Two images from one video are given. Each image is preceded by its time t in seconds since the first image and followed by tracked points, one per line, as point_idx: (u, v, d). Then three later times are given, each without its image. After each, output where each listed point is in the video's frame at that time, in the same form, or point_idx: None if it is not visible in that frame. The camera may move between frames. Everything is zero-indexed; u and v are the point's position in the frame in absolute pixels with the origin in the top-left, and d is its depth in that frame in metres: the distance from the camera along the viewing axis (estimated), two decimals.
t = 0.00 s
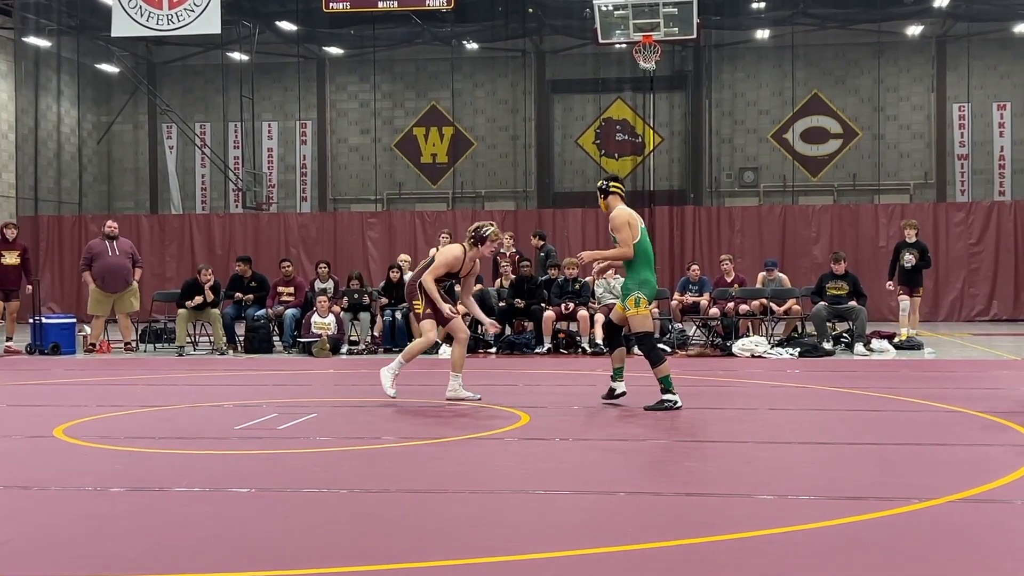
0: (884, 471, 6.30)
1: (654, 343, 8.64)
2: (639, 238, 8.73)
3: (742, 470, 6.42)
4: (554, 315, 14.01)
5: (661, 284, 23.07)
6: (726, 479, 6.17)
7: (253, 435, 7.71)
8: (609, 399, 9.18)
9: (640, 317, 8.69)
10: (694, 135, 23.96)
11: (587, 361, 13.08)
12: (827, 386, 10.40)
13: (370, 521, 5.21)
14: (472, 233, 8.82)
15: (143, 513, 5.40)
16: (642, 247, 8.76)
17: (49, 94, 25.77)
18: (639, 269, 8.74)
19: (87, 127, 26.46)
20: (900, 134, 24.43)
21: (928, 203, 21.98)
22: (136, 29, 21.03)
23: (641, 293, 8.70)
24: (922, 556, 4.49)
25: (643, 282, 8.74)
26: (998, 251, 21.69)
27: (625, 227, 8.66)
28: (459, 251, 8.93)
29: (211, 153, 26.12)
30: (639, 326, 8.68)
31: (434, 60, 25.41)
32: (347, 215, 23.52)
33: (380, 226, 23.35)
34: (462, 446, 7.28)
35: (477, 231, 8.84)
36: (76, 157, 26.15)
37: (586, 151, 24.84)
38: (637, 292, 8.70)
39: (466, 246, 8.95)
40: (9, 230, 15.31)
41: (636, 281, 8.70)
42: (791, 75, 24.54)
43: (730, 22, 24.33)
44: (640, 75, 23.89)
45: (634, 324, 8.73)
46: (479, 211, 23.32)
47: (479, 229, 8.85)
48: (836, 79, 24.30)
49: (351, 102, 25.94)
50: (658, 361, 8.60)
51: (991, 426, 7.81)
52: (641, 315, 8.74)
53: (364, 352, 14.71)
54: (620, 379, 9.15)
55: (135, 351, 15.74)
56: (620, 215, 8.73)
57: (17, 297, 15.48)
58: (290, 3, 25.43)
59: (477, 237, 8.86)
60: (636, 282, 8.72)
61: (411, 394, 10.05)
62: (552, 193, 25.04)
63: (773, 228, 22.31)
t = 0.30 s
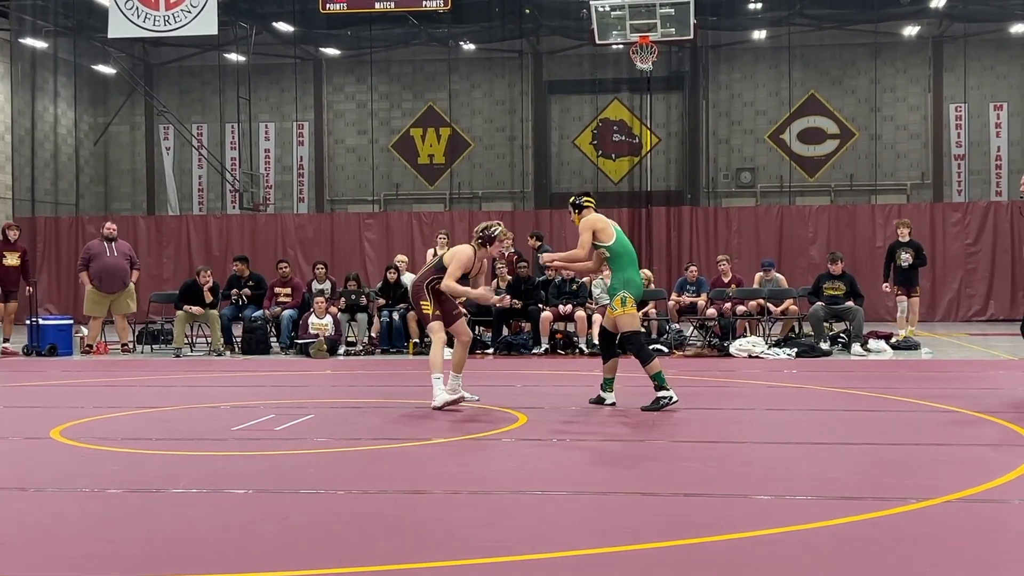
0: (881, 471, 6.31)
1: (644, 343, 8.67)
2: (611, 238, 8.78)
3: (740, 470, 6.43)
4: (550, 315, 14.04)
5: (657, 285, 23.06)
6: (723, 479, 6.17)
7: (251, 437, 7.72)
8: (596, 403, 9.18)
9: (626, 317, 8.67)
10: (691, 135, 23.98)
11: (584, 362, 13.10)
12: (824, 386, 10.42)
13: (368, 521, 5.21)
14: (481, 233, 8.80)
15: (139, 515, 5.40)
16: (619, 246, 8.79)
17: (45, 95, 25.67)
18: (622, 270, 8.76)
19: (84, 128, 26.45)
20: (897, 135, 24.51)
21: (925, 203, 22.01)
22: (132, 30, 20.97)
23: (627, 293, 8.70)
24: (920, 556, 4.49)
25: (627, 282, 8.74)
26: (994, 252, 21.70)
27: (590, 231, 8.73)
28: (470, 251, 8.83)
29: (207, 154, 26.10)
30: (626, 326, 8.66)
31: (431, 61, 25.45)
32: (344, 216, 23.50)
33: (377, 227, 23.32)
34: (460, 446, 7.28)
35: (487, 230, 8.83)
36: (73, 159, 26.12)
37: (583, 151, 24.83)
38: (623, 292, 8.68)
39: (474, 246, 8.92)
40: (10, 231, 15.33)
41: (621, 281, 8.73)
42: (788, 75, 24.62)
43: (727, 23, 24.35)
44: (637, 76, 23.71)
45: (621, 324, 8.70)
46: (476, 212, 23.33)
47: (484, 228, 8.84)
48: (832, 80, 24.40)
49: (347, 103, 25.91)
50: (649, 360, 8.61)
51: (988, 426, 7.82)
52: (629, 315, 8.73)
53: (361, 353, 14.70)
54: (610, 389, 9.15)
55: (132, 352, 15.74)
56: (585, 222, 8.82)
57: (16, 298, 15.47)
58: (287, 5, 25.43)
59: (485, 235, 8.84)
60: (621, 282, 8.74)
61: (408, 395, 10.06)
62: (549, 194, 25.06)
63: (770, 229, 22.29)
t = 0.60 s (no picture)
0: (879, 471, 6.31)
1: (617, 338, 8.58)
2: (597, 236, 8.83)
3: (738, 470, 6.42)
4: (549, 316, 14.02)
5: (655, 285, 23.05)
6: (721, 479, 6.17)
7: (249, 437, 7.71)
8: (595, 403, 9.18)
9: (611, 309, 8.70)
10: (689, 135, 24.00)
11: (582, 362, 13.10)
12: (822, 385, 10.42)
13: (366, 522, 5.21)
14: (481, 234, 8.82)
15: (137, 516, 5.39)
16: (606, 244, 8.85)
17: (42, 96, 25.72)
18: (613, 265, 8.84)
19: (81, 129, 26.47)
20: (894, 134, 24.54)
21: (922, 202, 22.03)
22: (128, 30, 20.94)
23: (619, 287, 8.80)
24: (919, 555, 4.49)
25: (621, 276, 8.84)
26: (992, 252, 21.70)
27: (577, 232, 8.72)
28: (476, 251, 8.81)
29: (205, 155, 26.13)
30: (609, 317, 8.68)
31: (428, 61, 25.49)
32: (341, 216, 23.48)
33: (375, 227, 23.31)
34: (457, 447, 7.27)
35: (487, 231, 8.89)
36: (71, 160, 26.14)
37: (581, 152, 24.87)
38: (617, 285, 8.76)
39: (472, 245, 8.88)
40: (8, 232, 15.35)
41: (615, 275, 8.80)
42: (785, 75, 24.66)
43: (724, 23, 24.37)
44: (634, 77, 23.74)
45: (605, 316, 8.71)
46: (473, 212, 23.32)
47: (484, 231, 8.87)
48: (829, 79, 24.46)
49: (345, 104, 26.04)
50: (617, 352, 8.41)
51: (986, 425, 7.83)
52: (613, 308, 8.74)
53: (359, 354, 14.68)
54: (605, 389, 9.16)
55: (130, 353, 15.72)
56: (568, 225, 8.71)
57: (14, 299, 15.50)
58: (284, 5, 25.31)
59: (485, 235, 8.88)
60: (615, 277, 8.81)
61: (405, 395, 10.06)
62: (547, 194, 25.05)
63: (768, 229, 22.28)
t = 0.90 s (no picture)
0: (877, 469, 6.30)
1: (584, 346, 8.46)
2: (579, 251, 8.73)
3: (735, 469, 6.42)
4: (546, 315, 14.00)
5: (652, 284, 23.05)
6: (719, 477, 6.17)
7: (246, 437, 7.72)
8: (592, 405, 9.18)
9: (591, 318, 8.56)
10: (687, 134, 24.01)
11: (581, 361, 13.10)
12: (820, 384, 10.41)
13: (363, 522, 5.21)
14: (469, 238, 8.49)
15: (135, 516, 5.39)
16: (588, 258, 8.77)
17: (40, 97, 25.75)
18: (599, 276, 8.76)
19: (79, 130, 26.53)
20: (892, 133, 24.48)
21: (920, 201, 22.04)
22: (126, 31, 20.91)
23: (605, 297, 8.66)
24: (916, 554, 4.49)
25: (607, 287, 8.73)
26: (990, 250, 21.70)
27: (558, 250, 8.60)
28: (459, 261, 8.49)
29: (203, 155, 26.19)
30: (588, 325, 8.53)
31: (426, 60, 25.53)
32: (339, 216, 23.48)
33: (373, 227, 23.31)
34: (455, 446, 7.27)
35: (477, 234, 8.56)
36: (68, 161, 26.17)
37: (579, 151, 24.93)
38: (600, 295, 8.64)
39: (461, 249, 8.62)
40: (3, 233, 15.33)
41: (601, 285, 8.70)
42: (782, 74, 24.69)
43: (722, 22, 24.29)
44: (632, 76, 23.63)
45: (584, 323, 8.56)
46: (471, 212, 23.30)
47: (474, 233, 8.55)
48: (826, 78, 24.51)
49: (343, 104, 26.06)
50: (582, 364, 8.43)
51: (983, 424, 7.83)
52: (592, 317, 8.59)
53: (357, 354, 14.66)
54: (603, 389, 9.15)
55: (127, 353, 15.71)
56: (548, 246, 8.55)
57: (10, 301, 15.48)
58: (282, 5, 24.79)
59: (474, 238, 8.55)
60: (601, 287, 8.70)
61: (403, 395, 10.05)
62: (545, 194, 25.07)
63: (765, 228, 22.27)
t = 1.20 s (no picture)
0: (874, 467, 6.31)
1: (576, 343, 8.51)
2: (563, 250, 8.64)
3: (733, 467, 6.43)
4: (544, 314, 13.98)
5: (651, 283, 23.03)
6: (716, 476, 6.18)
7: (244, 437, 7.72)
8: (620, 403, 9.00)
9: (579, 315, 8.63)
10: (685, 132, 24.00)
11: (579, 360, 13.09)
12: (818, 382, 10.41)
13: (361, 522, 5.21)
14: (460, 242, 8.42)
15: (133, 517, 5.40)
16: (574, 254, 8.68)
17: (37, 98, 25.75)
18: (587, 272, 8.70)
19: (77, 131, 26.55)
20: (890, 130, 24.46)
21: (918, 199, 22.02)
22: (122, 31, 20.87)
23: (593, 292, 8.68)
24: (912, 552, 4.49)
25: (596, 280, 8.71)
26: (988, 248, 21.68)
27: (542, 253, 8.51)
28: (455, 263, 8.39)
29: (200, 155, 26.16)
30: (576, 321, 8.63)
31: (423, 60, 25.56)
32: (338, 215, 23.49)
33: (371, 227, 23.31)
34: (453, 446, 7.27)
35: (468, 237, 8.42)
36: (66, 162, 26.18)
37: (577, 150, 24.92)
38: (587, 292, 8.66)
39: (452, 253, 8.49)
40: None
41: (589, 281, 8.69)
42: (780, 72, 24.69)
43: (719, 20, 24.36)
44: (629, 75, 23.96)
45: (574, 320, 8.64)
46: (470, 211, 23.27)
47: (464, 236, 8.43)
48: (824, 77, 24.53)
49: (340, 103, 26.01)
50: (573, 362, 8.43)
51: (981, 421, 7.84)
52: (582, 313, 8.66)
53: (355, 354, 14.65)
54: (627, 381, 8.96)
55: (125, 354, 15.70)
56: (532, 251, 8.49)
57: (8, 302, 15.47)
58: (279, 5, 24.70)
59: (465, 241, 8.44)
60: (589, 282, 8.70)
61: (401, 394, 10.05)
62: (543, 193, 25.09)
63: (763, 226, 22.29)
